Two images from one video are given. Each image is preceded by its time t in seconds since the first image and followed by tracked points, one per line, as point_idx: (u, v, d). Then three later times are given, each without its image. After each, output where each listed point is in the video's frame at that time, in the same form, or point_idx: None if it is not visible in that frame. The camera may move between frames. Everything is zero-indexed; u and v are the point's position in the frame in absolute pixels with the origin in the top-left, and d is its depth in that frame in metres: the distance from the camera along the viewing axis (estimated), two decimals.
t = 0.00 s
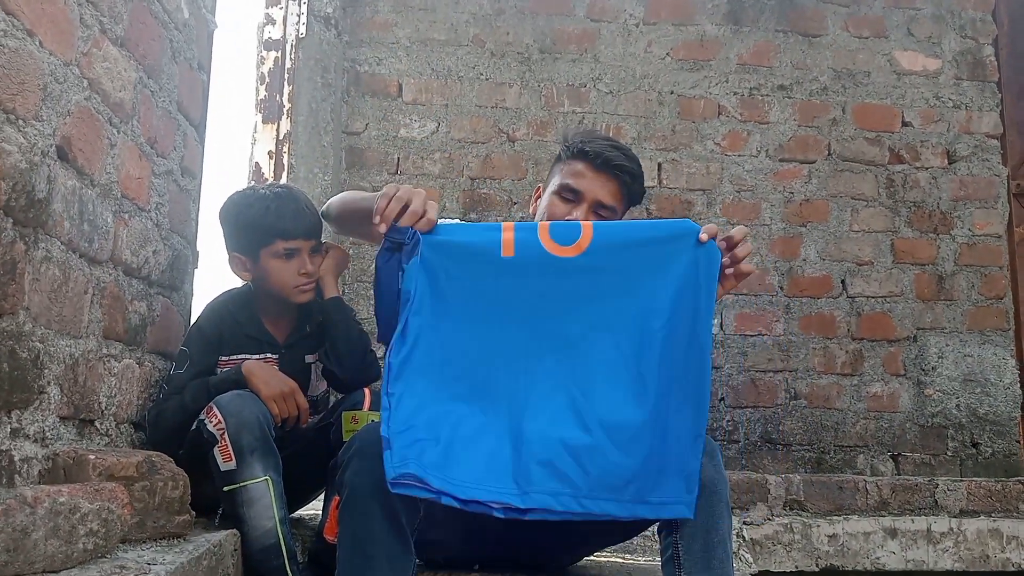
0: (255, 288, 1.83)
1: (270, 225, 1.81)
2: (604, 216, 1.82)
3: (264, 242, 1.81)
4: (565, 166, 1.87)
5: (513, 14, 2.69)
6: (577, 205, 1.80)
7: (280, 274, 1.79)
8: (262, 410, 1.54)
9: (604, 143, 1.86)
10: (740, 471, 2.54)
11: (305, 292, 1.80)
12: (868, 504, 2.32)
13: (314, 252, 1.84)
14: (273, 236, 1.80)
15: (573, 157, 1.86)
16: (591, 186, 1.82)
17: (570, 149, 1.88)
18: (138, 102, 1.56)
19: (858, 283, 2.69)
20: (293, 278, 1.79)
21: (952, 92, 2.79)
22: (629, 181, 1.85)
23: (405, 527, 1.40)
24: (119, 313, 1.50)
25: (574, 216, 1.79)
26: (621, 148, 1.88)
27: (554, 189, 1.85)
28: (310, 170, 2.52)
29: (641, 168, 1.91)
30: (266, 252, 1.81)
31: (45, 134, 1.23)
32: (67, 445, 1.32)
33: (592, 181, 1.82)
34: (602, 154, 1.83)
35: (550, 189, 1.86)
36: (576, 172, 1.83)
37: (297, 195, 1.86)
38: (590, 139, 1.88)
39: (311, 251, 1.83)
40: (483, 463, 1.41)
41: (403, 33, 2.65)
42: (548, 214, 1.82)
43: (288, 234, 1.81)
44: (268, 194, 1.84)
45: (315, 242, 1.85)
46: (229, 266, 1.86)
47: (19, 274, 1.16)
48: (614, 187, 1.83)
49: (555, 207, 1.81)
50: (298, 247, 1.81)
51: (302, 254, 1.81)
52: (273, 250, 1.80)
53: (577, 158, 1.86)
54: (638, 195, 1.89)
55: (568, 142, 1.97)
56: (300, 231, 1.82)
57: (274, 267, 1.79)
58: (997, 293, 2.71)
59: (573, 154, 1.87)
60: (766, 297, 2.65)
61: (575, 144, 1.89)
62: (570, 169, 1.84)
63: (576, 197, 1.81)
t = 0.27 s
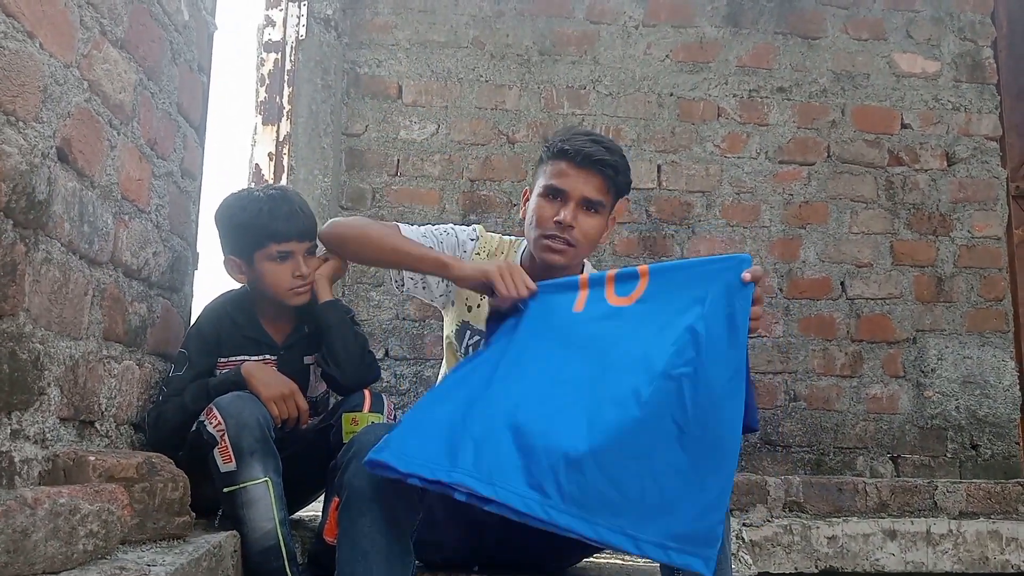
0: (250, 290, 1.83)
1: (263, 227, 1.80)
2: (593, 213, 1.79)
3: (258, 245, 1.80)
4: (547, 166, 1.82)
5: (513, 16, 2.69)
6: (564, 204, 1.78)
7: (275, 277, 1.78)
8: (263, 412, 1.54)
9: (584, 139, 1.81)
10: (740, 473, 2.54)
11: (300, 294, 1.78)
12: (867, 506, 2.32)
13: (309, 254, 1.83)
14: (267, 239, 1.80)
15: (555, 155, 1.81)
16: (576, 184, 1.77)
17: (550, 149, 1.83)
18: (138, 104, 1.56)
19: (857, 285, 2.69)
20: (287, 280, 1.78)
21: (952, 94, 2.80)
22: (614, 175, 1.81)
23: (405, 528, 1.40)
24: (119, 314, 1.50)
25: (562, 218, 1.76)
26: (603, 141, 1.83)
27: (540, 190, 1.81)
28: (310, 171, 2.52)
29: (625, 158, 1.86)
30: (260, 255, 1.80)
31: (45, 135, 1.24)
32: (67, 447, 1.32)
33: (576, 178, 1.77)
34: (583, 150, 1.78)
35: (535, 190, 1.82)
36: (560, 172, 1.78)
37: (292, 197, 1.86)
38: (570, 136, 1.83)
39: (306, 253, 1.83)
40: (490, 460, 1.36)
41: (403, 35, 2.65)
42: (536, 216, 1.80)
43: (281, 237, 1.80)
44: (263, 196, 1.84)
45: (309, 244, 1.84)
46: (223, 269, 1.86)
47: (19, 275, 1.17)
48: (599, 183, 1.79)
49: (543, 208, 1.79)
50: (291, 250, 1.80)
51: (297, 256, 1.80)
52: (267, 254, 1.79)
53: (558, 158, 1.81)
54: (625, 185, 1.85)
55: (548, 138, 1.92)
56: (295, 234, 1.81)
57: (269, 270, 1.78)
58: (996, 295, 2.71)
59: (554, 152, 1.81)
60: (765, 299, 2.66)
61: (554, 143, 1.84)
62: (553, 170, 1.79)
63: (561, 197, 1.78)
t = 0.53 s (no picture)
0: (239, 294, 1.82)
1: (246, 231, 1.78)
2: (592, 217, 1.74)
3: (244, 249, 1.79)
4: (539, 173, 1.77)
5: (511, 18, 2.69)
6: (562, 211, 1.73)
7: (263, 281, 1.77)
8: (259, 414, 1.54)
9: (575, 143, 1.78)
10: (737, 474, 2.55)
11: (288, 297, 1.78)
12: (864, 507, 2.32)
13: (295, 256, 1.83)
14: (251, 242, 1.78)
15: (543, 162, 1.77)
16: (573, 190, 1.73)
17: (540, 155, 1.78)
18: (136, 106, 1.56)
19: (854, 286, 2.69)
20: (275, 283, 1.77)
21: (949, 96, 2.80)
22: (607, 178, 1.78)
23: (402, 530, 1.40)
24: (116, 316, 1.50)
25: (562, 224, 1.71)
26: (594, 145, 1.79)
27: (534, 200, 1.75)
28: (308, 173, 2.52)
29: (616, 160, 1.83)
30: (246, 259, 1.79)
31: (43, 137, 1.24)
32: (64, 449, 1.32)
33: (570, 184, 1.74)
34: (577, 156, 1.75)
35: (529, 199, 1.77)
36: (554, 179, 1.74)
37: (276, 198, 1.84)
38: (560, 141, 1.79)
39: (292, 255, 1.82)
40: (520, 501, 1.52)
41: (401, 37, 2.65)
42: (533, 224, 1.74)
43: (266, 240, 1.78)
44: (245, 198, 1.82)
45: (295, 245, 1.83)
46: (211, 273, 1.85)
47: (17, 278, 1.17)
48: (595, 186, 1.75)
49: (540, 216, 1.74)
50: (277, 253, 1.79)
51: (282, 259, 1.79)
52: (253, 258, 1.78)
53: (550, 164, 1.77)
54: (615, 186, 1.83)
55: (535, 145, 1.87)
56: (279, 236, 1.79)
57: (256, 275, 1.77)
58: (993, 297, 2.72)
59: (544, 160, 1.77)
60: (763, 301, 2.66)
61: (544, 149, 1.79)
62: (545, 177, 1.75)
63: (559, 204, 1.73)
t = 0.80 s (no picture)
0: (240, 296, 1.83)
1: (247, 235, 1.80)
2: (591, 224, 1.74)
3: (245, 252, 1.80)
4: (536, 181, 1.76)
5: (510, 19, 2.70)
6: (560, 220, 1.72)
7: (265, 284, 1.78)
8: (259, 416, 1.54)
9: (571, 149, 1.76)
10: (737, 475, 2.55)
11: (290, 299, 1.80)
12: (864, 509, 2.32)
13: (295, 258, 1.84)
14: (253, 245, 1.79)
15: (539, 170, 1.76)
16: (570, 199, 1.72)
17: (536, 163, 1.77)
18: (136, 108, 1.57)
19: (854, 287, 2.69)
20: (276, 286, 1.79)
21: (948, 98, 2.81)
22: (605, 182, 1.76)
23: (403, 531, 1.40)
24: (116, 318, 1.50)
25: (561, 233, 1.71)
26: (590, 149, 1.78)
27: (532, 210, 1.75)
28: (308, 175, 2.52)
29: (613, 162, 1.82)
30: (247, 262, 1.80)
31: (43, 140, 1.24)
32: (65, 451, 1.32)
33: (568, 192, 1.73)
34: (572, 164, 1.73)
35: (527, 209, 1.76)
36: (551, 188, 1.73)
37: (275, 200, 1.85)
38: (556, 148, 1.78)
39: (293, 257, 1.83)
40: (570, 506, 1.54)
41: (401, 39, 2.65)
42: (533, 234, 1.74)
43: (267, 243, 1.80)
44: (245, 201, 1.83)
45: (295, 248, 1.84)
46: (212, 275, 1.86)
47: (18, 280, 1.17)
48: (592, 192, 1.74)
49: (539, 226, 1.73)
50: (278, 256, 1.81)
51: (283, 261, 1.81)
52: (254, 261, 1.79)
53: (546, 174, 1.76)
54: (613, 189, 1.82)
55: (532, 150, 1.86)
56: (280, 239, 1.81)
57: (257, 278, 1.79)
58: (993, 298, 2.72)
59: (540, 169, 1.76)
60: (763, 302, 2.66)
61: (540, 156, 1.78)
62: (542, 186, 1.74)
63: (557, 213, 1.72)
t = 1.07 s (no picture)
0: (242, 298, 1.83)
1: (252, 237, 1.80)
2: (579, 227, 1.73)
3: (249, 254, 1.80)
4: (520, 188, 1.75)
5: (508, 21, 2.70)
6: (546, 226, 1.71)
7: (268, 286, 1.78)
8: (256, 417, 1.54)
9: (553, 153, 1.75)
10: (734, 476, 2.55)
11: (293, 302, 1.80)
12: (861, 510, 2.32)
13: (298, 261, 1.85)
14: (257, 248, 1.79)
15: (523, 176, 1.75)
16: (555, 205, 1.71)
17: (520, 168, 1.76)
18: (133, 110, 1.57)
19: (851, 288, 2.70)
20: (279, 288, 1.79)
21: (944, 99, 2.81)
22: (591, 183, 1.75)
23: (400, 533, 1.40)
24: (113, 320, 1.50)
25: (548, 240, 1.70)
26: (574, 151, 1.76)
27: (518, 218, 1.74)
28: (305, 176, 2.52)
29: (599, 160, 1.80)
30: (251, 264, 1.80)
31: (40, 142, 1.24)
32: (62, 453, 1.33)
33: (553, 198, 1.71)
34: (554, 169, 1.72)
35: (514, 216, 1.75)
36: (534, 195, 1.72)
37: (279, 203, 1.86)
38: (539, 152, 1.77)
39: (296, 260, 1.84)
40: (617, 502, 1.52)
41: (398, 40, 2.66)
42: (520, 242, 1.73)
43: (272, 246, 1.80)
44: (249, 204, 1.83)
45: (299, 250, 1.85)
46: (214, 277, 1.85)
47: (14, 282, 1.17)
48: (578, 195, 1.73)
49: (526, 233, 1.73)
50: (282, 259, 1.81)
51: (287, 264, 1.81)
52: (258, 263, 1.79)
53: (528, 180, 1.75)
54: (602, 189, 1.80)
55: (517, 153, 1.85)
56: (284, 242, 1.81)
57: (260, 281, 1.78)
58: (989, 299, 2.73)
59: (523, 175, 1.75)
60: (760, 303, 2.67)
61: (522, 162, 1.77)
62: (525, 194, 1.73)
63: (543, 220, 1.72)
